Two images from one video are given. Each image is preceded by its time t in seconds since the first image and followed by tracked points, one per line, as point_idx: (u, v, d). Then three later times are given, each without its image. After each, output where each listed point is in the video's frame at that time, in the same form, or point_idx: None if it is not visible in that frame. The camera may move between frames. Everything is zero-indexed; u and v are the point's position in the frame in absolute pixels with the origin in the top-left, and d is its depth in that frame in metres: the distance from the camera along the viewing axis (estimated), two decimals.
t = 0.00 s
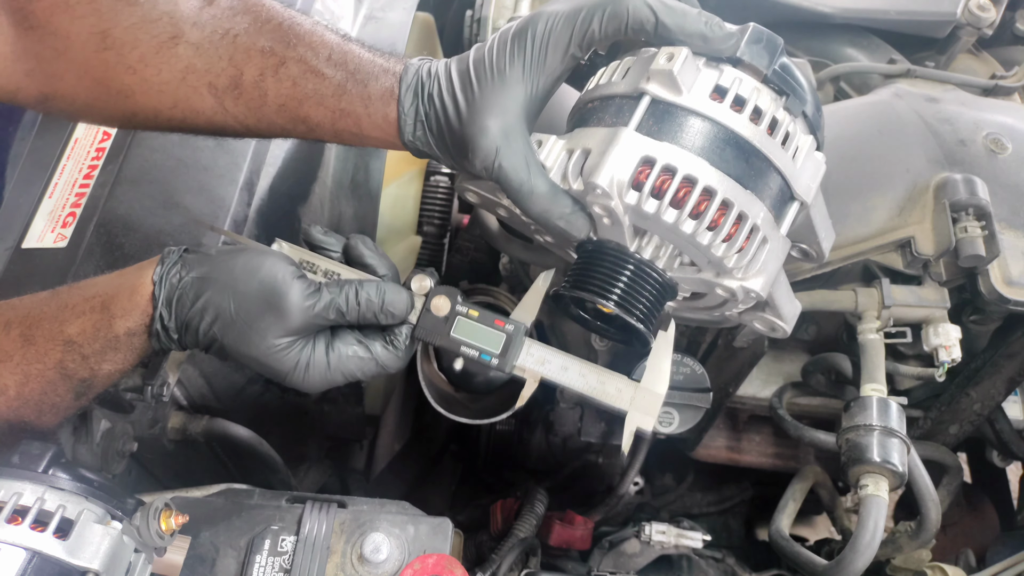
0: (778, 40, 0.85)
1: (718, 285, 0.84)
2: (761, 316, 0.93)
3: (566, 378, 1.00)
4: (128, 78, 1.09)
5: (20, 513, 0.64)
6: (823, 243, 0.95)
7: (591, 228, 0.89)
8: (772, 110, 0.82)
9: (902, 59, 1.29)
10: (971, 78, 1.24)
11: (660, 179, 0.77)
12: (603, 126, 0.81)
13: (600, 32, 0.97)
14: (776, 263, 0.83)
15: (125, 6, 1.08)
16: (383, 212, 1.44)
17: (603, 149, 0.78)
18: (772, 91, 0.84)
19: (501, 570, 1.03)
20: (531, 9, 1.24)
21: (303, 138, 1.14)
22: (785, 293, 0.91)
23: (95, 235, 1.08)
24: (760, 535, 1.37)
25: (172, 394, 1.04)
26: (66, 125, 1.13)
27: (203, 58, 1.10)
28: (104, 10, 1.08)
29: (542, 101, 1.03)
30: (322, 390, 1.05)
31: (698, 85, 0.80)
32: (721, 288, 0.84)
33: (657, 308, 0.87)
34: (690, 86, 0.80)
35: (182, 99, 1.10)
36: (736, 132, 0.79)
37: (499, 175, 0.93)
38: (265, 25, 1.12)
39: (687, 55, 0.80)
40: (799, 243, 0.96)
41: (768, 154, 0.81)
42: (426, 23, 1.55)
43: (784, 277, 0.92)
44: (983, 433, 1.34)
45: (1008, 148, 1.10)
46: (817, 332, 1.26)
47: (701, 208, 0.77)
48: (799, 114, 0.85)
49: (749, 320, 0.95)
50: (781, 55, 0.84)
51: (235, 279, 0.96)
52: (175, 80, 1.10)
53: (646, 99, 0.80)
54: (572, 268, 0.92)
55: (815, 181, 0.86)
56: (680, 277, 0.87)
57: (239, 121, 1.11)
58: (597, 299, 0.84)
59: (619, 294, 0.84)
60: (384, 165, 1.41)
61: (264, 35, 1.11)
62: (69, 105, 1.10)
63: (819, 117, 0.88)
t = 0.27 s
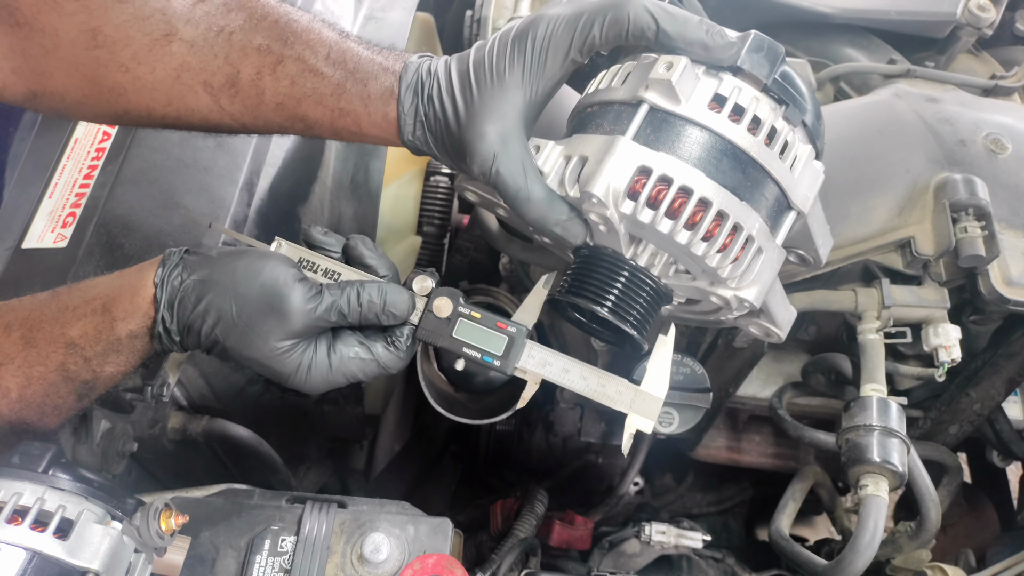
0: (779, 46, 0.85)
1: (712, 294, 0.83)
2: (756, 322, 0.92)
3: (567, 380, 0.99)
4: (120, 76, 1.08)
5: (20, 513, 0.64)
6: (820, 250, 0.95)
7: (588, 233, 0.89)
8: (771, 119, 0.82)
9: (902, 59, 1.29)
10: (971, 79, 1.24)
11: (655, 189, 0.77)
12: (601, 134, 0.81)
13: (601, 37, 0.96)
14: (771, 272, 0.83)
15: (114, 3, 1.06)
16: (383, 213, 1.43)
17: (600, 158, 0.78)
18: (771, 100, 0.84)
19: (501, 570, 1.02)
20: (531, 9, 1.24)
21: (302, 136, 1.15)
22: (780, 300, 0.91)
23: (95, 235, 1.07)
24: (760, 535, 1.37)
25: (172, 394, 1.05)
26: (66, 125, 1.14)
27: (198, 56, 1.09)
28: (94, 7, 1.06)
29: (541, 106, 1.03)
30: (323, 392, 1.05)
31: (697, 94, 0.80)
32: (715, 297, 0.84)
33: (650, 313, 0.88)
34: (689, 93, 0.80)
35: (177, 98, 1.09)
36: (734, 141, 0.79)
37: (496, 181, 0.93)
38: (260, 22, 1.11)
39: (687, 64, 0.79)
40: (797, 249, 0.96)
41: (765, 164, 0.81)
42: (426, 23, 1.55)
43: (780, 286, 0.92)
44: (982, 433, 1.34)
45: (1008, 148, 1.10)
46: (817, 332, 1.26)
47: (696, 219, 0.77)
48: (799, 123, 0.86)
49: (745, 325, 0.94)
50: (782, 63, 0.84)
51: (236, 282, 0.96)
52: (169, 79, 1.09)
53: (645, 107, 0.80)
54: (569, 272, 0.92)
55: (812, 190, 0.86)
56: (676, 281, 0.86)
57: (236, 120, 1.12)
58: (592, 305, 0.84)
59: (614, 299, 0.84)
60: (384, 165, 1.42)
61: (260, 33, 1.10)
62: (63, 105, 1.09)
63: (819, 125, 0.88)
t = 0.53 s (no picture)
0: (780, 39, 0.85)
1: (713, 286, 0.83)
2: (757, 318, 0.92)
3: (567, 383, 1.00)
4: (118, 68, 1.08)
5: (20, 513, 0.64)
6: (822, 246, 0.95)
7: (589, 226, 0.89)
8: (772, 112, 0.82)
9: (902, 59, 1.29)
10: (971, 79, 1.24)
11: (656, 179, 0.77)
12: (603, 125, 0.81)
13: (604, 30, 0.97)
14: (773, 265, 0.83)
15: None
16: (383, 212, 1.42)
17: (602, 148, 0.78)
18: (772, 93, 0.84)
19: (501, 570, 1.02)
20: (531, 8, 1.24)
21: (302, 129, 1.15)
22: (781, 296, 0.91)
23: (95, 235, 1.07)
24: (760, 535, 1.37)
25: (173, 394, 1.05)
26: (67, 123, 1.14)
27: (198, 48, 1.09)
28: None
29: (542, 99, 1.03)
30: (322, 396, 1.06)
31: (698, 85, 0.81)
32: (716, 289, 0.83)
33: (653, 306, 0.87)
34: (691, 85, 0.80)
35: (177, 90, 1.09)
36: (735, 132, 0.79)
37: (498, 172, 0.93)
38: (261, 16, 1.11)
39: (689, 55, 0.80)
40: (797, 245, 0.96)
41: (766, 155, 0.81)
42: (426, 23, 1.55)
43: (781, 281, 0.92)
44: (982, 434, 1.34)
45: (1008, 148, 1.10)
46: (817, 332, 1.26)
47: (697, 209, 0.77)
48: (799, 117, 0.85)
49: (745, 322, 0.95)
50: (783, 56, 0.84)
51: (233, 288, 0.96)
52: (169, 72, 1.08)
53: (646, 99, 0.80)
54: (570, 266, 0.92)
55: (813, 183, 0.86)
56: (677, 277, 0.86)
57: (236, 112, 1.11)
58: (593, 297, 0.84)
59: (615, 291, 0.84)
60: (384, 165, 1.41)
61: (261, 26, 1.10)
62: (62, 98, 1.09)
63: (820, 119, 0.88)
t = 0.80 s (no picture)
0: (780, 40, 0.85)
1: (713, 288, 0.83)
2: (756, 318, 0.93)
3: (565, 372, 1.00)
4: (118, 66, 1.08)
5: (20, 513, 0.64)
6: (821, 247, 0.95)
7: (589, 227, 0.89)
8: (772, 113, 0.82)
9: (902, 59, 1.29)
10: (971, 79, 1.24)
11: (656, 181, 0.76)
12: (602, 127, 0.81)
13: (604, 31, 0.97)
14: (772, 266, 0.83)
15: None
16: (383, 213, 1.44)
17: (601, 149, 0.78)
18: (772, 94, 0.84)
19: (501, 570, 1.03)
20: (531, 8, 1.24)
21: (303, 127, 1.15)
22: (781, 296, 0.91)
23: (95, 235, 1.07)
24: (760, 535, 1.37)
25: (172, 394, 1.05)
26: (68, 122, 1.14)
27: (198, 47, 1.09)
28: None
29: (542, 100, 1.03)
30: (317, 393, 1.05)
31: (698, 87, 0.81)
32: (716, 291, 0.83)
33: (652, 306, 0.88)
34: (691, 86, 0.80)
35: (177, 89, 1.09)
36: (735, 134, 0.79)
37: (498, 173, 0.93)
38: (261, 14, 1.11)
39: (688, 56, 0.80)
40: (797, 245, 0.96)
41: (766, 157, 0.81)
42: (426, 23, 1.55)
43: (780, 283, 0.92)
44: (982, 434, 1.34)
45: (1008, 148, 1.10)
46: (817, 332, 1.26)
47: (696, 211, 0.77)
48: (799, 118, 0.85)
49: (745, 323, 0.95)
50: (783, 57, 0.84)
51: (226, 282, 0.96)
52: (169, 70, 1.09)
53: (646, 100, 0.81)
54: (569, 267, 0.92)
55: (813, 185, 0.86)
56: (676, 279, 0.86)
57: (236, 111, 1.11)
58: (593, 298, 0.84)
59: (614, 293, 0.84)
60: (384, 165, 1.42)
61: (261, 25, 1.10)
62: (61, 94, 1.09)
63: (819, 120, 0.88)
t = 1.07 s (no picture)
0: (779, 46, 0.85)
1: (711, 293, 0.83)
2: (755, 322, 0.93)
3: (565, 384, 0.99)
4: (118, 68, 1.08)
5: (20, 513, 0.64)
6: (821, 250, 0.95)
7: (588, 232, 0.89)
8: (771, 119, 0.82)
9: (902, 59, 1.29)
10: (971, 79, 1.24)
11: (655, 187, 0.76)
12: (601, 132, 0.81)
13: (604, 34, 0.97)
14: (772, 272, 0.83)
15: None
16: (383, 213, 1.44)
17: (600, 155, 0.78)
18: (772, 99, 0.84)
19: (501, 570, 1.03)
20: (531, 9, 1.24)
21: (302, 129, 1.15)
22: (780, 301, 0.91)
23: (95, 235, 1.07)
24: (760, 535, 1.37)
25: (172, 394, 1.05)
26: (67, 123, 1.14)
27: (197, 49, 1.09)
28: None
29: (542, 104, 1.03)
30: (317, 396, 1.05)
31: (697, 93, 0.81)
32: (714, 296, 0.84)
33: (649, 312, 0.88)
34: (690, 92, 0.80)
35: (177, 91, 1.09)
36: (734, 140, 0.79)
37: (497, 178, 0.93)
38: (261, 16, 1.10)
39: (687, 62, 0.79)
40: (796, 249, 0.96)
41: (765, 163, 0.81)
42: (426, 23, 1.55)
43: (779, 286, 0.92)
44: (982, 434, 1.34)
45: (1008, 148, 1.10)
46: (817, 333, 1.26)
47: (695, 217, 0.77)
48: (799, 123, 0.85)
49: (744, 325, 0.94)
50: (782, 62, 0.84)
51: (229, 283, 0.96)
52: (169, 72, 1.09)
53: (645, 106, 0.81)
54: (568, 272, 0.92)
55: (812, 190, 0.86)
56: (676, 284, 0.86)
57: (236, 113, 1.11)
58: (590, 304, 0.84)
59: (612, 298, 0.84)
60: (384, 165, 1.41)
61: (260, 26, 1.10)
62: (61, 95, 1.09)
63: (819, 125, 0.88)
